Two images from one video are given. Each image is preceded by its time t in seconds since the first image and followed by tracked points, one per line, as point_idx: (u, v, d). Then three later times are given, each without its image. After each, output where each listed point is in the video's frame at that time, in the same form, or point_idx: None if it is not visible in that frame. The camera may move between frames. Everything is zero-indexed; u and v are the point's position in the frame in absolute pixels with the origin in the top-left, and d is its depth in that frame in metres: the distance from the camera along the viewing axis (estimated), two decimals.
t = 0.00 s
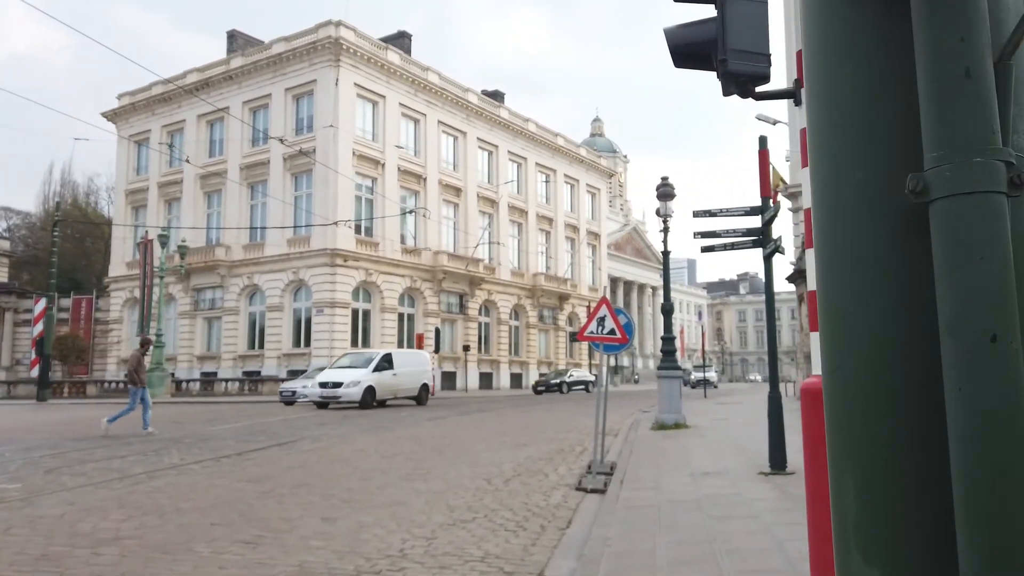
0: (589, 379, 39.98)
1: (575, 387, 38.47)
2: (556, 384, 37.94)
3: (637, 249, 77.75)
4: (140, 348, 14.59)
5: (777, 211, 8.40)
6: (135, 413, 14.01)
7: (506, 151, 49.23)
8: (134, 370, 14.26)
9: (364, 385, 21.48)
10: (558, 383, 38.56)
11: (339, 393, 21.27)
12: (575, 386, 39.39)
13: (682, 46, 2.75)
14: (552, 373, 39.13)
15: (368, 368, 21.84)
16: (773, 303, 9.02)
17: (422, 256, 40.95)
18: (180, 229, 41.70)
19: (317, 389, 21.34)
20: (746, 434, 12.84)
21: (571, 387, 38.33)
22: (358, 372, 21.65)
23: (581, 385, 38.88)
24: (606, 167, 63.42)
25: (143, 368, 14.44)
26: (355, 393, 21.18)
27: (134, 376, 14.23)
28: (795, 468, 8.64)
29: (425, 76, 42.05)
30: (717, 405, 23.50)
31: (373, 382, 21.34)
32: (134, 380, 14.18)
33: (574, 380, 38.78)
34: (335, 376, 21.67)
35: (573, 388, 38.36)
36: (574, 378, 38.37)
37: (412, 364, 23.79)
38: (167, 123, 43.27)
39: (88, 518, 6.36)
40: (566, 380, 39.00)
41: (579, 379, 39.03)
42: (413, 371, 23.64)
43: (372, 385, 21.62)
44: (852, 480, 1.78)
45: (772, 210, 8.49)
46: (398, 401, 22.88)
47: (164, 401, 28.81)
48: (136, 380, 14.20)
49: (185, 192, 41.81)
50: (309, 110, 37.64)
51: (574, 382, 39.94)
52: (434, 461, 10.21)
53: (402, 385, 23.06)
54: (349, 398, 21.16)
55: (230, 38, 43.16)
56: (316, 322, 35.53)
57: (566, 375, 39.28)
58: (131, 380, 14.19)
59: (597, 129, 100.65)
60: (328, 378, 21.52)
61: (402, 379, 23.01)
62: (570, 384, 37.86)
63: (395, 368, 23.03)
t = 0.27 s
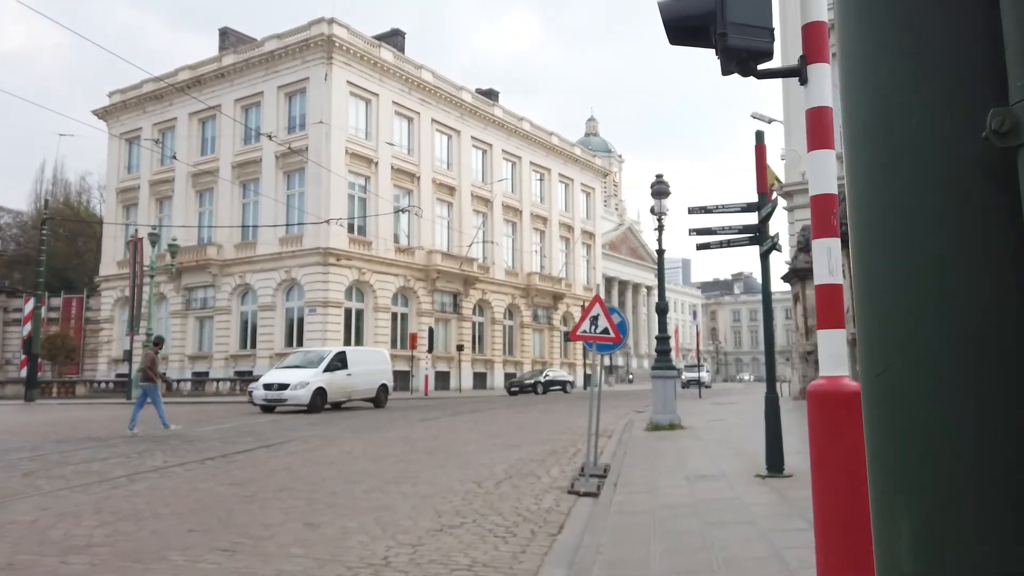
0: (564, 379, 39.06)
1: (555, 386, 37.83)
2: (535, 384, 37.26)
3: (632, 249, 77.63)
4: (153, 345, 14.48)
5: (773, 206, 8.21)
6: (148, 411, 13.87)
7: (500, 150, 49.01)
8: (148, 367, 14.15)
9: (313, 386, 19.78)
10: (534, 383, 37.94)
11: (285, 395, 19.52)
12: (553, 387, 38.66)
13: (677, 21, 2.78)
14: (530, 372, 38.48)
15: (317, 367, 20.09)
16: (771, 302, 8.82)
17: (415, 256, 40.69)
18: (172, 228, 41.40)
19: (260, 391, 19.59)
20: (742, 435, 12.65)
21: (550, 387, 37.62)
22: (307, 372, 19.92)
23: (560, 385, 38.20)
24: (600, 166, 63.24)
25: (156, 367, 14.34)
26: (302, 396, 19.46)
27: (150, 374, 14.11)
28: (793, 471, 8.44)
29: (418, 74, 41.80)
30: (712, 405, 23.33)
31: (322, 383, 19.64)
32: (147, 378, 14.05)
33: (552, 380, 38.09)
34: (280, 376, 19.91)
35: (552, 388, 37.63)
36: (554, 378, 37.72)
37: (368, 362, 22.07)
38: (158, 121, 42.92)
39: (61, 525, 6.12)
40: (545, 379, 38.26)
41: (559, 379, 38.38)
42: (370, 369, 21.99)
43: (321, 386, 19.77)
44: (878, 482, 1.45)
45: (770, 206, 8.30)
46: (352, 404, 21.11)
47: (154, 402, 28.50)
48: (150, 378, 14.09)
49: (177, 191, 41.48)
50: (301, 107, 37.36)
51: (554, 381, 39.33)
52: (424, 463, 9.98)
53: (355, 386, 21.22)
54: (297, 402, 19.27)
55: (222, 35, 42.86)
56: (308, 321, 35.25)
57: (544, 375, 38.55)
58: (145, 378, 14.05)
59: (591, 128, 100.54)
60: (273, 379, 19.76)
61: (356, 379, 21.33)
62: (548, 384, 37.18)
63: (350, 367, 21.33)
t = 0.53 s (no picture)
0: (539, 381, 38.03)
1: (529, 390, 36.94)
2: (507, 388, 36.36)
3: (625, 251, 77.56)
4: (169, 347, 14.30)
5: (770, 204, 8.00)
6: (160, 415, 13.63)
7: (493, 151, 48.82)
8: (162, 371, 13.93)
9: (253, 389, 17.94)
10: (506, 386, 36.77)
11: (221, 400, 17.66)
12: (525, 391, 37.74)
13: None
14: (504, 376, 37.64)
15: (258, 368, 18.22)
16: (768, 302, 8.62)
17: (407, 257, 40.43)
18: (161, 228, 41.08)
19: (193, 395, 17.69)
20: (737, 438, 12.47)
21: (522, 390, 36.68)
22: (246, 373, 18.09)
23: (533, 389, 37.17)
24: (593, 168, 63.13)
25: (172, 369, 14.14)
26: (240, 400, 17.60)
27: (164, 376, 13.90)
28: (790, 475, 8.25)
29: (411, 74, 41.58)
30: (704, 407, 23.17)
31: (262, 386, 17.78)
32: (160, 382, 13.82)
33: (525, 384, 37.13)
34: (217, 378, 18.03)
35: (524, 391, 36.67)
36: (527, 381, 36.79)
37: (318, 362, 20.19)
38: (148, 120, 42.56)
39: (31, 533, 5.87)
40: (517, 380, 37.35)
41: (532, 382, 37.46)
42: (320, 371, 20.11)
43: (261, 390, 17.94)
44: (987, 464, 1.45)
45: (766, 204, 8.08)
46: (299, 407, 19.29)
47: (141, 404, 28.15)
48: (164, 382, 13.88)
49: (167, 191, 41.14)
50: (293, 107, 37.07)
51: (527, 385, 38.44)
52: (413, 467, 9.75)
53: (303, 388, 19.37)
54: (233, 406, 17.45)
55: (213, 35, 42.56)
56: (298, 322, 34.92)
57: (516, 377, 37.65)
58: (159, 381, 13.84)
59: (584, 131, 100.50)
60: (208, 381, 17.89)
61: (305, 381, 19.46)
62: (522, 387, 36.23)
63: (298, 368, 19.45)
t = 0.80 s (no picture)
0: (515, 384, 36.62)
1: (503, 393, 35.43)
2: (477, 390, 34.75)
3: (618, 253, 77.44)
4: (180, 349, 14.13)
5: (768, 204, 7.81)
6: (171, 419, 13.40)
7: (486, 152, 48.63)
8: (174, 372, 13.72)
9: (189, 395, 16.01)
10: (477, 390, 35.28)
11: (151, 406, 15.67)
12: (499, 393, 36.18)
13: None
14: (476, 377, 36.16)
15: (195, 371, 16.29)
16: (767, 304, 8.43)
17: (400, 258, 40.19)
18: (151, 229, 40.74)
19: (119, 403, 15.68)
20: (732, 442, 12.32)
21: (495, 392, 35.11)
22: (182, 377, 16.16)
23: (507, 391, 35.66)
24: (587, 170, 62.99)
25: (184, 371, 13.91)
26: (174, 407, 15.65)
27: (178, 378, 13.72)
28: (789, 481, 8.07)
29: (403, 75, 41.33)
30: (698, 410, 23.00)
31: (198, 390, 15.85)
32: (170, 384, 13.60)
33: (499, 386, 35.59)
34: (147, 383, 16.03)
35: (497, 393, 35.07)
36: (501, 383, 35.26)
37: (265, 365, 18.28)
38: (138, 120, 42.22)
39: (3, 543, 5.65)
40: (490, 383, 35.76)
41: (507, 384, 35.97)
42: (268, 374, 18.23)
43: (198, 395, 16.06)
44: None
45: (764, 203, 7.89)
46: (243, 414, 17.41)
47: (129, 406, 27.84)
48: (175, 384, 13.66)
49: (157, 191, 40.81)
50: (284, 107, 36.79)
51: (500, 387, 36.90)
52: (402, 472, 9.54)
53: (248, 393, 17.51)
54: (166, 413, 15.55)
55: (204, 34, 42.29)
56: (290, 324, 34.62)
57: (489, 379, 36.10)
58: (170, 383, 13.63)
59: (578, 133, 100.49)
60: (137, 386, 15.91)
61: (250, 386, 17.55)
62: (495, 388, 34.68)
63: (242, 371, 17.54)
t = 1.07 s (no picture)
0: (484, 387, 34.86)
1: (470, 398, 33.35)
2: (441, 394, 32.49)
3: (610, 256, 77.35)
4: (192, 353, 13.99)
5: (764, 202, 7.60)
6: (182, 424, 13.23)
7: (478, 154, 48.42)
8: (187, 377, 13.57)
9: (99, 400, 13.84)
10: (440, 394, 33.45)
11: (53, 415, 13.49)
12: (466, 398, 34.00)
13: None
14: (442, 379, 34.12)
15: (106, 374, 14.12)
16: (762, 305, 8.22)
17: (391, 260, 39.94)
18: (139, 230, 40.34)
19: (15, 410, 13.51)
20: (725, 447, 12.12)
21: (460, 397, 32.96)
22: (90, 381, 13.99)
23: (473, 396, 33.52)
24: (579, 172, 62.87)
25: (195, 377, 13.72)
26: (78, 415, 13.46)
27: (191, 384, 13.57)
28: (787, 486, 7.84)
29: (395, 75, 41.08)
30: (690, 413, 22.80)
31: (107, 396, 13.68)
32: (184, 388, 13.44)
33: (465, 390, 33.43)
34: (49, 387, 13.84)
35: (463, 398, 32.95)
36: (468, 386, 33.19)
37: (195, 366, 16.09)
38: (126, 120, 41.85)
39: None
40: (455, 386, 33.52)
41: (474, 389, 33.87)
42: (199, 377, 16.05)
43: (109, 401, 13.88)
44: None
45: (760, 201, 7.69)
46: (166, 424, 15.16)
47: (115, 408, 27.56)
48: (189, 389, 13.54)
49: (144, 192, 40.44)
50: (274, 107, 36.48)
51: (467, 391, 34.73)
52: (388, 478, 9.27)
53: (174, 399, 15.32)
54: (69, 423, 13.33)
55: (193, 34, 41.96)
56: (279, 326, 34.26)
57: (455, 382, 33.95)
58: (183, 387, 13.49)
59: (570, 136, 100.63)
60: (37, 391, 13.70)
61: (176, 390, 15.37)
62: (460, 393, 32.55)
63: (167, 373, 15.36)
